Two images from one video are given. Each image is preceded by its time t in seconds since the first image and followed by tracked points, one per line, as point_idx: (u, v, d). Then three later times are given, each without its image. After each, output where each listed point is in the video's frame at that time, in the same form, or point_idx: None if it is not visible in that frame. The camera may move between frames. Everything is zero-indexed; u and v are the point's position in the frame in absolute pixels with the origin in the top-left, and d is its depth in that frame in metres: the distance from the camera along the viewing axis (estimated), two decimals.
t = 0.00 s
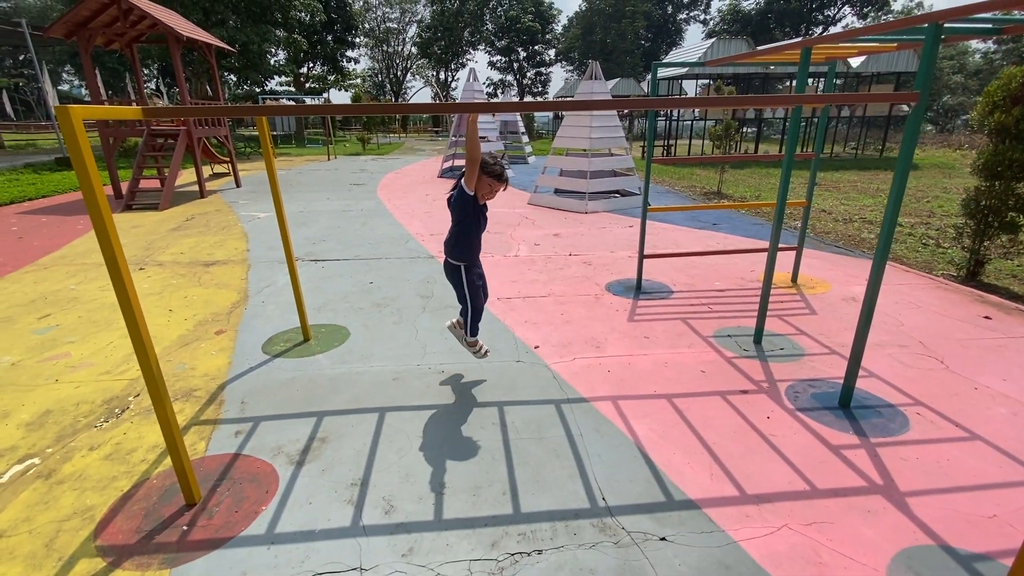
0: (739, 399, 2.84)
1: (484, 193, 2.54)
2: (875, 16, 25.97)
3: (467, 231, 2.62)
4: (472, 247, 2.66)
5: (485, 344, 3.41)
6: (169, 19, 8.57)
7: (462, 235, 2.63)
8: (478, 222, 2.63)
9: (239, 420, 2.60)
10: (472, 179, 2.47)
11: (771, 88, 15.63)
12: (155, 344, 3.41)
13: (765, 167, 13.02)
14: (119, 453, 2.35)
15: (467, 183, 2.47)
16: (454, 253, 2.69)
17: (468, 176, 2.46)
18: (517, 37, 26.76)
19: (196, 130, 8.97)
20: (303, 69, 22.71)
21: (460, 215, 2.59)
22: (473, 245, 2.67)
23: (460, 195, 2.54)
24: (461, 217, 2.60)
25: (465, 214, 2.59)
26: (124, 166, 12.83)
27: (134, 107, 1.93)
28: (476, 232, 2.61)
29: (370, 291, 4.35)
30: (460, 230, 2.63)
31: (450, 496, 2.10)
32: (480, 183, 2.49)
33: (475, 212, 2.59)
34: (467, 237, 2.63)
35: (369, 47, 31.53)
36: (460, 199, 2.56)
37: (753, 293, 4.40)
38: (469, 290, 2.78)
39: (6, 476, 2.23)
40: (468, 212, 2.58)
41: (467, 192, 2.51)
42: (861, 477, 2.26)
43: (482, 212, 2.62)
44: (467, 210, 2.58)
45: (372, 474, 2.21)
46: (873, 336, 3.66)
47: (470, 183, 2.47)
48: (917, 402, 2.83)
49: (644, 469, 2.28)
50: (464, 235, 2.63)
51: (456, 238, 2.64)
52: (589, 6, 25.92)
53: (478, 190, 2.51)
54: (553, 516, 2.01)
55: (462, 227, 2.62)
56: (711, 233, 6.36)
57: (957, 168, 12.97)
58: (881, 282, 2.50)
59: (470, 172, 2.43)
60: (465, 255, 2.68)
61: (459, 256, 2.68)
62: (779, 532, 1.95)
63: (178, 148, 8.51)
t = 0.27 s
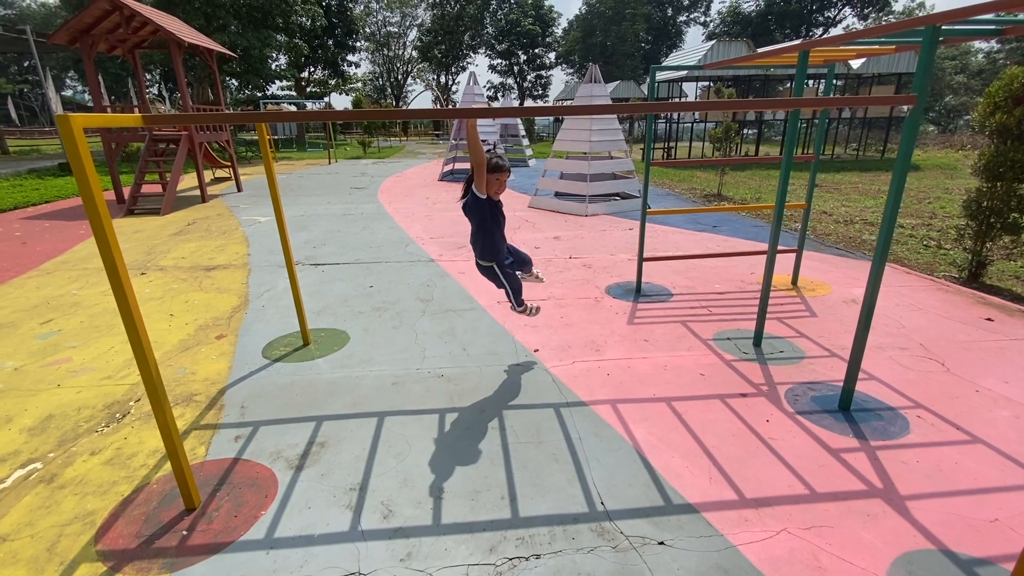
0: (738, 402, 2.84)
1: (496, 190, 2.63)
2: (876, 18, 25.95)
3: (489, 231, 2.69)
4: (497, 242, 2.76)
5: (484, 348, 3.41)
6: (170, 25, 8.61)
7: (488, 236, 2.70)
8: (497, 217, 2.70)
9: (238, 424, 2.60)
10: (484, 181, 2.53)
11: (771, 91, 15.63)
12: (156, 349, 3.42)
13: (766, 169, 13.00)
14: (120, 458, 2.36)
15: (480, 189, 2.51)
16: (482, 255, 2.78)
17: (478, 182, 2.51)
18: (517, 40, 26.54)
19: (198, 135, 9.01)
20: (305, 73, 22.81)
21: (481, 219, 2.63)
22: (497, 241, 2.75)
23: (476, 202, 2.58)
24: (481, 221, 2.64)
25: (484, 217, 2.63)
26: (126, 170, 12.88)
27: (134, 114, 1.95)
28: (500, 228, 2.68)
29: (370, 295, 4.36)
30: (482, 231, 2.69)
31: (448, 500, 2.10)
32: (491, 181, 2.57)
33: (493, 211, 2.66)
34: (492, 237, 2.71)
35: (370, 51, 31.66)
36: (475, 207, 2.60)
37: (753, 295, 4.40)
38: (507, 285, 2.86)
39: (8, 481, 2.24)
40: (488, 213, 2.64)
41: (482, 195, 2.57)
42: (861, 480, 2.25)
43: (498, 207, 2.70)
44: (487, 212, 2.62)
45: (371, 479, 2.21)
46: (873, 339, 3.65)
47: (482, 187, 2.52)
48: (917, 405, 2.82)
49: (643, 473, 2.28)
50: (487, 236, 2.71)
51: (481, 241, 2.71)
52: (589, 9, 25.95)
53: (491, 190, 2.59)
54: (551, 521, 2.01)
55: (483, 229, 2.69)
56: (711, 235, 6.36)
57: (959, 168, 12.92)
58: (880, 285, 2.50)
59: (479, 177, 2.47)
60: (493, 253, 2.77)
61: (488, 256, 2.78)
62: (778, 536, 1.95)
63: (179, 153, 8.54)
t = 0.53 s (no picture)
0: (737, 404, 2.84)
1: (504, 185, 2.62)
2: (874, 19, 26.01)
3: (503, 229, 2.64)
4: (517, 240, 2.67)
5: (483, 350, 3.41)
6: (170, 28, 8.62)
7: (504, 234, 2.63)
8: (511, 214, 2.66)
9: (237, 427, 2.60)
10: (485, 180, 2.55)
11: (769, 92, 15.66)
12: (154, 352, 3.42)
13: (764, 171, 13.02)
14: (118, 461, 2.35)
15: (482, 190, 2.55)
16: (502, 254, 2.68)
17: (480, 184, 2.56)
18: (516, 42, 26.57)
19: (197, 138, 9.01)
20: (304, 76, 22.85)
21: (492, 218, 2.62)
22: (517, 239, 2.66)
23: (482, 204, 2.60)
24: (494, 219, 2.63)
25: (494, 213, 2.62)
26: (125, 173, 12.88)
27: (133, 117, 1.96)
28: (512, 223, 2.62)
29: (369, 298, 4.36)
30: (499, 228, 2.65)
31: (447, 502, 2.10)
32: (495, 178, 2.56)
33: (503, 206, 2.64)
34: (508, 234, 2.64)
35: (369, 54, 31.70)
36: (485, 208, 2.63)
37: (752, 297, 4.40)
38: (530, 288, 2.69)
39: (6, 484, 2.24)
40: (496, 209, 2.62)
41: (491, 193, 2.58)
42: (860, 481, 2.25)
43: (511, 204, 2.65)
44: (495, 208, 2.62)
45: (369, 482, 2.21)
46: (872, 340, 3.65)
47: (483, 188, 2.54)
48: (916, 406, 2.82)
49: (642, 475, 2.27)
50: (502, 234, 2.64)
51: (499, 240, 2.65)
52: (587, 11, 26.00)
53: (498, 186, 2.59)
54: (550, 523, 2.00)
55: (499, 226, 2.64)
56: (710, 237, 6.37)
57: (957, 170, 12.95)
58: (878, 287, 2.50)
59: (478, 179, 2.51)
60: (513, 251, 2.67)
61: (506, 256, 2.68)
62: (777, 537, 1.95)
63: (178, 156, 8.54)
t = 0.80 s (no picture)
0: (737, 404, 2.84)
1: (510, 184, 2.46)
2: (871, 22, 26.11)
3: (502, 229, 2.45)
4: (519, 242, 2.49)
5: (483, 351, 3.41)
6: (168, 30, 8.63)
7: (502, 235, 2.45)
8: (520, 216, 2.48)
9: (237, 429, 2.60)
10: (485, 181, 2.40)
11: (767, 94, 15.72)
12: (153, 353, 3.41)
13: (762, 172, 13.05)
14: (117, 464, 2.35)
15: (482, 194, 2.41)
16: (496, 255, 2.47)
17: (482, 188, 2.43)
18: (515, 44, 26.92)
19: (195, 139, 9.01)
20: (302, 78, 22.88)
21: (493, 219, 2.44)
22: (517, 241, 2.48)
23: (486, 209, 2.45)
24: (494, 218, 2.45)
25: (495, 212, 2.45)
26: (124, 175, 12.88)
27: (133, 119, 1.96)
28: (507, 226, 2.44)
29: (369, 299, 4.36)
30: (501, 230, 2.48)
31: (447, 504, 2.10)
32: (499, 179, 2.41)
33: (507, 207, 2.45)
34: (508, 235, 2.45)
35: (368, 56, 31.75)
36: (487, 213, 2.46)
37: (751, 298, 4.41)
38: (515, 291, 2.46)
39: (5, 486, 2.23)
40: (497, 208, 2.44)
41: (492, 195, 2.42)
42: (859, 481, 2.26)
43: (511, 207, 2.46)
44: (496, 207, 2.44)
45: (369, 483, 2.21)
46: (871, 340, 3.66)
47: (486, 190, 2.39)
48: (915, 407, 2.83)
49: (643, 476, 2.28)
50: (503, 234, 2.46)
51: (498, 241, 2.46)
52: (586, 14, 26.05)
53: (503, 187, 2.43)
54: (551, 524, 2.00)
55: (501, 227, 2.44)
56: (709, 238, 6.39)
57: (954, 171, 12.98)
58: (877, 288, 2.50)
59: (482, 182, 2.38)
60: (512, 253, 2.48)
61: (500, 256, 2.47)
62: (777, 538, 1.95)
63: (177, 158, 8.54)
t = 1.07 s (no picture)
0: (736, 406, 2.85)
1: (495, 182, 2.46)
2: (868, 24, 26.18)
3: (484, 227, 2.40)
4: (501, 242, 2.38)
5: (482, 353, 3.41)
6: (167, 32, 8.62)
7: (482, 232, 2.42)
8: (503, 213, 2.41)
9: (236, 431, 2.60)
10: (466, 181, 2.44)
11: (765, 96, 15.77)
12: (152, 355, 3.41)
13: (760, 174, 13.08)
14: (116, 466, 2.35)
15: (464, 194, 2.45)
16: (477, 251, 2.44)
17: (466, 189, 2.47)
18: (513, 46, 26.95)
19: (194, 141, 9.01)
20: (301, 79, 22.89)
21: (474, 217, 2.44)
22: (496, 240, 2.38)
23: (470, 209, 2.47)
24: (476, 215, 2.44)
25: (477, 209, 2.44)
26: (122, 177, 12.86)
27: (132, 121, 1.96)
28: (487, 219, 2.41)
29: (367, 301, 4.36)
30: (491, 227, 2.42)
31: (447, 506, 2.10)
32: (481, 176, 2.43)
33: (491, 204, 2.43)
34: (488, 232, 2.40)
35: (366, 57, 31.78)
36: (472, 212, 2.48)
37: (749, 299, 4.42)
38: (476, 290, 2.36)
39: (3, 489, 2.23)
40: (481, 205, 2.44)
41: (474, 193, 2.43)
42: (858, 482, 2.26)
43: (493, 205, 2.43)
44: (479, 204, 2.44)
45: (369, 485, 2.21)
46: (868, 342, 3.67)
47: (468, 189, 2.42)
48: (912, 408, 2.84)
49: (641, 477, 2.28)
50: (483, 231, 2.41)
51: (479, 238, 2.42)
52: (584, 15, 26.10)
53: (486, 184, 2.44)
54: (549, 526, 2.01)
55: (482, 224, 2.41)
56: (707, 240, 6.40)
57: (951, 173, 13.03)
58: (875, 289, 2.51)
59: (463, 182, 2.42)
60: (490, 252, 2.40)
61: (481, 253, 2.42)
62: (776, 538, 1.96)
63: (175, 159, 8.54)
